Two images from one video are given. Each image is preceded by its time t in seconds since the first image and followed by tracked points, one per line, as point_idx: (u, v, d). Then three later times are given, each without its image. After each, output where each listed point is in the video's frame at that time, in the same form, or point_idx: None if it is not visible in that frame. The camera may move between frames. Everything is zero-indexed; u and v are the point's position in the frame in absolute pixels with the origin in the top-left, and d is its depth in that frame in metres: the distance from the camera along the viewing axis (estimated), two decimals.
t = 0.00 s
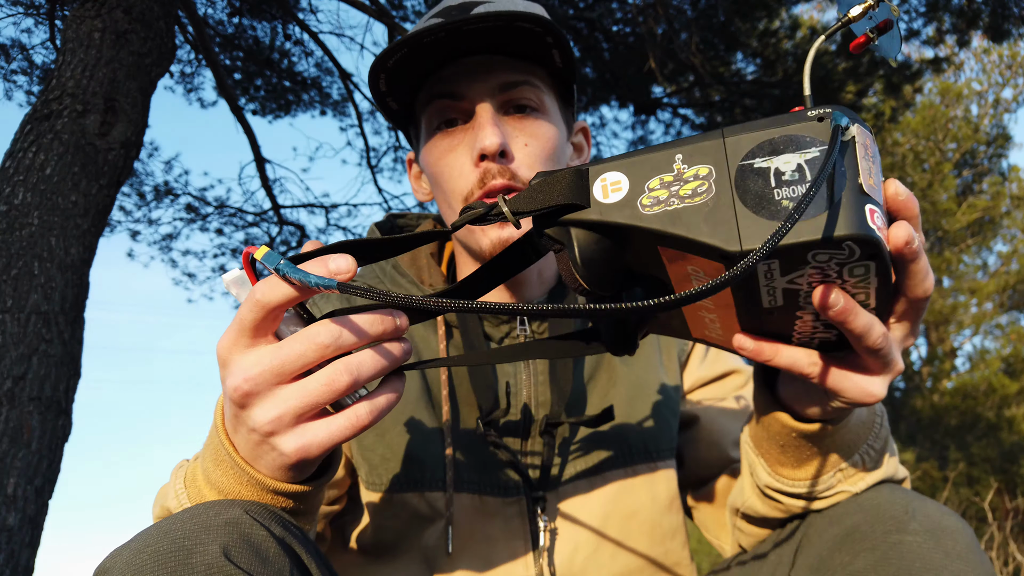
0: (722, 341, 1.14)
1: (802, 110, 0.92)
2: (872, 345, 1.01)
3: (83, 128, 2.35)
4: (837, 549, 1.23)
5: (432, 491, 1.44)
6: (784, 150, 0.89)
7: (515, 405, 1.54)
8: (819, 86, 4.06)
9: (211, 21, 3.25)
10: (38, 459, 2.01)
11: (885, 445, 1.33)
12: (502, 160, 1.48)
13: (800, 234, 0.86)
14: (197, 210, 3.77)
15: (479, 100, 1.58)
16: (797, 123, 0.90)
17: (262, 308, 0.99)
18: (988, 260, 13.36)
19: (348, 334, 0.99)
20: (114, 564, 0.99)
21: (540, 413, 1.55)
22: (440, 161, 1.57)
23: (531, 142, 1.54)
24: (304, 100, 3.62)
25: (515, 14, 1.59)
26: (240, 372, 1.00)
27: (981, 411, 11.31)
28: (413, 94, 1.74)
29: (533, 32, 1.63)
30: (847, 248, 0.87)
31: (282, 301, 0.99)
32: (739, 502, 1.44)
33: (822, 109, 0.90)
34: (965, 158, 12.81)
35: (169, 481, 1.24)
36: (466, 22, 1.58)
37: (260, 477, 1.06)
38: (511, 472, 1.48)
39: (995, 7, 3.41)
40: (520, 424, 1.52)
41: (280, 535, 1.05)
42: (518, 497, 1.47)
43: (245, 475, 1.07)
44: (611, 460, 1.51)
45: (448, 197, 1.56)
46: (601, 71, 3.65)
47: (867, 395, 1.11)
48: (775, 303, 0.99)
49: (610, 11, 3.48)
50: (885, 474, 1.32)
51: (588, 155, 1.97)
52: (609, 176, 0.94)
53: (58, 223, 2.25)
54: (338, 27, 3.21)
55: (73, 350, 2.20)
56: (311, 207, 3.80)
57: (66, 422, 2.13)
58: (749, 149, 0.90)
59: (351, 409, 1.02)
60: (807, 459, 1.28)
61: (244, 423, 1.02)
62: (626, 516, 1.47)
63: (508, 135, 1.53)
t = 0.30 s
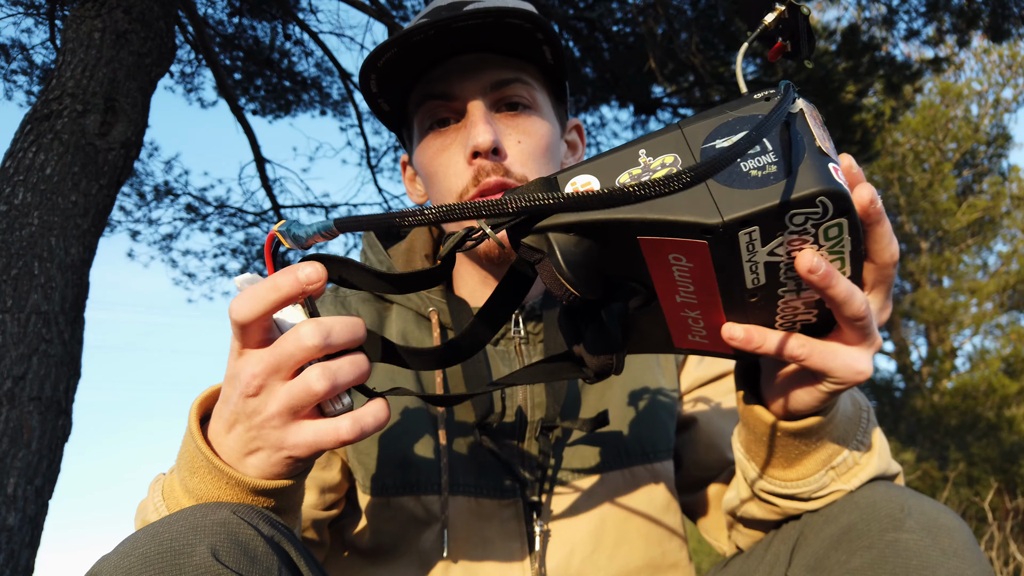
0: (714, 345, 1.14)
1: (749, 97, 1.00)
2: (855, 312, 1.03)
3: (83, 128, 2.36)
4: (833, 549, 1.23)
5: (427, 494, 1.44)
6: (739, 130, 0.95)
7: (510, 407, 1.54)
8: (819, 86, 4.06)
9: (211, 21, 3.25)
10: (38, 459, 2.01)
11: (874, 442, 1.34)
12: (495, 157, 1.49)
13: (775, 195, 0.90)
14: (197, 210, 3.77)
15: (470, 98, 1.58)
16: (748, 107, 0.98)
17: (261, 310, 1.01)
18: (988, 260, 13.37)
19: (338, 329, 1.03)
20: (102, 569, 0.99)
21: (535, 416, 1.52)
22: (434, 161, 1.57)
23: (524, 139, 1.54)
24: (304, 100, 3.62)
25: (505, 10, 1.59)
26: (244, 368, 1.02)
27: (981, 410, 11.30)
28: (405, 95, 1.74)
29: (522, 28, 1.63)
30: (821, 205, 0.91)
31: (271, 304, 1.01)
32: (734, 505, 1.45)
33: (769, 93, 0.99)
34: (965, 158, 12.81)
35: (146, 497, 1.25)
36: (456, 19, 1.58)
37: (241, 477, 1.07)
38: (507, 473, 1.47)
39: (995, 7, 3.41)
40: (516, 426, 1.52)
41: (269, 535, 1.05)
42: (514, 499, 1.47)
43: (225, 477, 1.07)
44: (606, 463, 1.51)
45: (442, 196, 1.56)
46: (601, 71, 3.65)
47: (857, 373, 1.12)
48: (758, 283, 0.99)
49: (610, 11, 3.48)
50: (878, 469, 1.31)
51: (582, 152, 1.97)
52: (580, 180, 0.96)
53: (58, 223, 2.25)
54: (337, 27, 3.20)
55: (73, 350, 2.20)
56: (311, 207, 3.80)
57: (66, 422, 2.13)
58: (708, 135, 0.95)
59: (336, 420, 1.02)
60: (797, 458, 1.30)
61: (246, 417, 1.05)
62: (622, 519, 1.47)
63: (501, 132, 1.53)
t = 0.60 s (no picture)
0: (738, 326, 1.11)
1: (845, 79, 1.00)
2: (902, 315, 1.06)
3: (84, 128, 2.35)
4: (834, 548, 1.23)
5: (426, 496, 1.44)
6: (842, 107, 0.95)
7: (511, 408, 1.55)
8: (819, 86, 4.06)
9: (211, 21, 3.25)
10: (38, 459, 2.01)
11: (876, 445, 1.33)
12: (491, 159, 1.49)
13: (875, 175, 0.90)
14: (197, 209, 3.77)
15: (464, 101, 1.58)
16: (850, 87, 0.98)
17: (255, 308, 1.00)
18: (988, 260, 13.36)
19: (329, 332, 1.01)
20: (103, 567, 0.99)
21: (535, 416, 1.54)
22: (430, 164, 1.57)
23: (519, 139, 1.54)
24: (303, 100, 3.62)
25: (494, 12, 1.57)
26: (224, 367, 1.02)
27: (981, 411, 11.31)
28: (398, 99, 1.73)
29: (513, 29, 1.61)
30: (914, 195, 0.92)
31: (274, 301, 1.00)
32: (734, 505, 1.44)
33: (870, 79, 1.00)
34: (965, 158, 12.81)
35: (152, 492, 1.25)
36: (445, 23, 1.57)
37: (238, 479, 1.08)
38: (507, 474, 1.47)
39: (995, 7, 3.41)
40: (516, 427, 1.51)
41: (270, 535, 1.05)
42: (513, 501, 1.47)
43: (225, 478, 1.08)
44: (607, 464, 1.51)
45: (438, 198, 1.57)
46: (601, 71, 3.64)
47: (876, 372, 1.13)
48: (820, 264, 1.00)
49: (610, 11, 3.49)
50: (878, 472, 1.32)
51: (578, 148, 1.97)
52: (668, 124, 0.93)
53: (58, 223, 2.25)
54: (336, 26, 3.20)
55: (73, 350, 2.19)
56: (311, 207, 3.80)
57: (66, 422, 2.13)
58: (809, 106, 0.95)
59: (328, 401, 1.05)
60: (800, 458, 1.29)
61: (229, 417, 1.05)
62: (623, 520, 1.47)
63: (495, 134, 1.53)
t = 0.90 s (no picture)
0: (714, 341, 1.14)
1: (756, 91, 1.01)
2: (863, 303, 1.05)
3: (83, 128, 2.35)
4: (834, 549, 1.23)
5: (426, 500, 1.44)
6: (751, 122, 0.97)
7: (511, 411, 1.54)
8: (819, 86, 4.06)
9: (211, 21, 3.25)
10: (38, 459, 2.01)
11: (874, 443, 1.34)
12: (489, 163, 1.49)
13: (790, 186, 0.92)
14: (197, 210, 3.77)
15: (464, 105, 1.58)
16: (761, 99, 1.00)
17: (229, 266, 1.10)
18: (988, 260, 13.36)
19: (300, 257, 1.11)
20: (110, 565, 0.99)
21: (535, 419, 1.54)
22: (429, 168, 1.57)
23: (519, 144, 1.54)
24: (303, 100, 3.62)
25: (495, 17, 1.57)
26: (218, 333, 1.07)
27: (981, 411, 11.30)
28: (397, 102, 1.73)
29: (514, 33, 1.61)
30: (833, 196, 0.93)
31: (244, 249, 1.10)
32: (735, 507, 1.44)
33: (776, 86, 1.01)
34: (965, 158, 12.81)
35: (147, 504, 1.24)
36: (446, 27, 1.57)
37: (245, 466, 1.08)
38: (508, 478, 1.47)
39: (996, 7, 3.41)
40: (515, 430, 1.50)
41: (276, 532, 1.05)
42: (513, 502, 1.47)
43: (229, 467, 1.08)
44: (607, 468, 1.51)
45: (437, 201, 1.57)
46: (601, 71, 3.64)
47: (858, 368, 1.13)
48: (765, 275, 1.00)
49: (610, 11, 3.49)
50: (878, 471, 1.31)
51: (578, 150, 1.96)
52: (591, 167, 0.97)
53: (58, 223, 2.25)
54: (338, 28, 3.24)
55: (73, 350, 2.20)
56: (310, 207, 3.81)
57: (66, 422, 2.13)
58: (721, 127, 0.97)
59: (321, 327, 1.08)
60: (797, 459, 1.29)
61: (236, 386, 1.07)
62: (623, 523, 1.47)
63: (495, 137, 1.53)
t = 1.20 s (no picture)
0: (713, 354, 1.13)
1: (761, 105, 1.03)
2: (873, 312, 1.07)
3: (84, 128, 2.35)
4: (833, 548, 1.23)
5: (424, 503, 1.44)
6: (769, 140, 0.98)
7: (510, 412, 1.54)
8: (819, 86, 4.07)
9: (211, 21, 3.26)
10: (39, 459, 2.01)
11: (870, 440, 1.34)
12: (488, 163, 1.50)
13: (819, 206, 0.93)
14: (197, 210, 3.78)
15: (462, 106, 1.58)
16: (769, 114, 1.01)
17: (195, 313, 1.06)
18: (989, 260, 13.36)
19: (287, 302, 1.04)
20: (106, 567, 0.99)
21: (534, 420, 1.54)
22: (426, 169, 1.57)
23: (518, 143, 1.55)
24: (303, 100, 3.62)
25: (493, 17, 1.56)
26: (194, 373, 1.03)
27: (981, 411, 11.29)
28: (395, 102, 1.73)
29: (513, 33, 1.61)
30: (860, 217, 0.96)
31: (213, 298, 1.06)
32: (734, 508, 1.44)
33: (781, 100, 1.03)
34: (965, 158, 12.80)
35: (144, 505, 1.24)
36: (444, 27, 1.56)
37: (238, 476, 1.09)
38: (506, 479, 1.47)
39: (996, 7, 3.41)
40: (513, 431, 1.51)
41: (273, 533, 1.05)
42: (512, 503, 1.46)
43: (225, 476, 1.09)
44: (605, 470, 1.51)
45: (434, 202, 1.57)
46: (601, 71, 3.64)
47: (863, 373, 1.14)
48: (785, 293, 1.00)
49: (610, 11, 3.49)
50: (875, 469, 1.32)
51: (576, 149, 1.97)
52: (603, 194, 0.96)
53: (58, 223, 2.25)
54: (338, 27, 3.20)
55: (73, 350, 2.20)
56: (310, 207, 3.81)
57: (66, 422, 2.13)
58: (737, 144, 0.98)
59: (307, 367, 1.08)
60: (793, 461, 1.29)
61: (213, 420, 1.06)
62: (622, 524, 1.47)
63: (493, 137, 1.53)
